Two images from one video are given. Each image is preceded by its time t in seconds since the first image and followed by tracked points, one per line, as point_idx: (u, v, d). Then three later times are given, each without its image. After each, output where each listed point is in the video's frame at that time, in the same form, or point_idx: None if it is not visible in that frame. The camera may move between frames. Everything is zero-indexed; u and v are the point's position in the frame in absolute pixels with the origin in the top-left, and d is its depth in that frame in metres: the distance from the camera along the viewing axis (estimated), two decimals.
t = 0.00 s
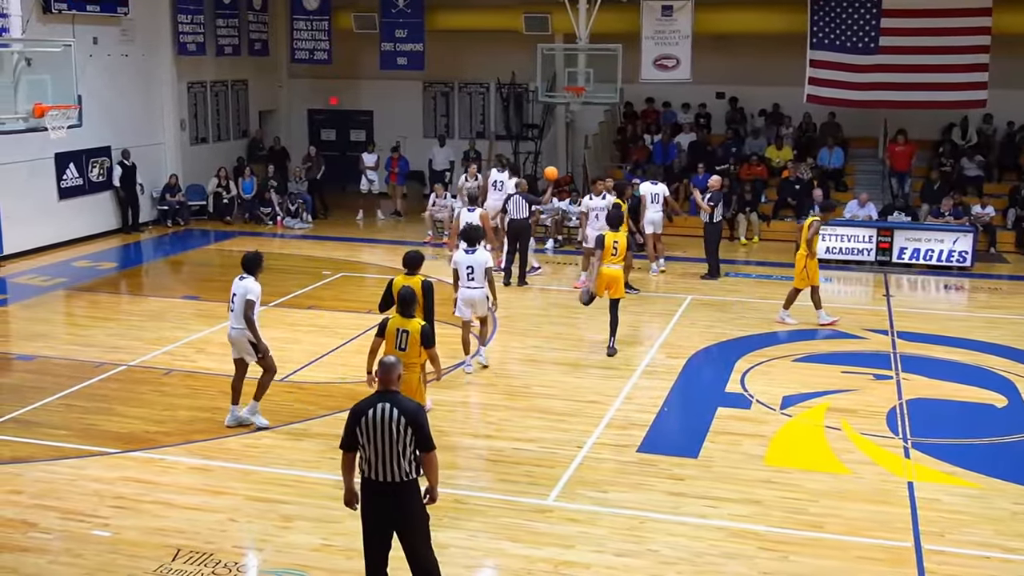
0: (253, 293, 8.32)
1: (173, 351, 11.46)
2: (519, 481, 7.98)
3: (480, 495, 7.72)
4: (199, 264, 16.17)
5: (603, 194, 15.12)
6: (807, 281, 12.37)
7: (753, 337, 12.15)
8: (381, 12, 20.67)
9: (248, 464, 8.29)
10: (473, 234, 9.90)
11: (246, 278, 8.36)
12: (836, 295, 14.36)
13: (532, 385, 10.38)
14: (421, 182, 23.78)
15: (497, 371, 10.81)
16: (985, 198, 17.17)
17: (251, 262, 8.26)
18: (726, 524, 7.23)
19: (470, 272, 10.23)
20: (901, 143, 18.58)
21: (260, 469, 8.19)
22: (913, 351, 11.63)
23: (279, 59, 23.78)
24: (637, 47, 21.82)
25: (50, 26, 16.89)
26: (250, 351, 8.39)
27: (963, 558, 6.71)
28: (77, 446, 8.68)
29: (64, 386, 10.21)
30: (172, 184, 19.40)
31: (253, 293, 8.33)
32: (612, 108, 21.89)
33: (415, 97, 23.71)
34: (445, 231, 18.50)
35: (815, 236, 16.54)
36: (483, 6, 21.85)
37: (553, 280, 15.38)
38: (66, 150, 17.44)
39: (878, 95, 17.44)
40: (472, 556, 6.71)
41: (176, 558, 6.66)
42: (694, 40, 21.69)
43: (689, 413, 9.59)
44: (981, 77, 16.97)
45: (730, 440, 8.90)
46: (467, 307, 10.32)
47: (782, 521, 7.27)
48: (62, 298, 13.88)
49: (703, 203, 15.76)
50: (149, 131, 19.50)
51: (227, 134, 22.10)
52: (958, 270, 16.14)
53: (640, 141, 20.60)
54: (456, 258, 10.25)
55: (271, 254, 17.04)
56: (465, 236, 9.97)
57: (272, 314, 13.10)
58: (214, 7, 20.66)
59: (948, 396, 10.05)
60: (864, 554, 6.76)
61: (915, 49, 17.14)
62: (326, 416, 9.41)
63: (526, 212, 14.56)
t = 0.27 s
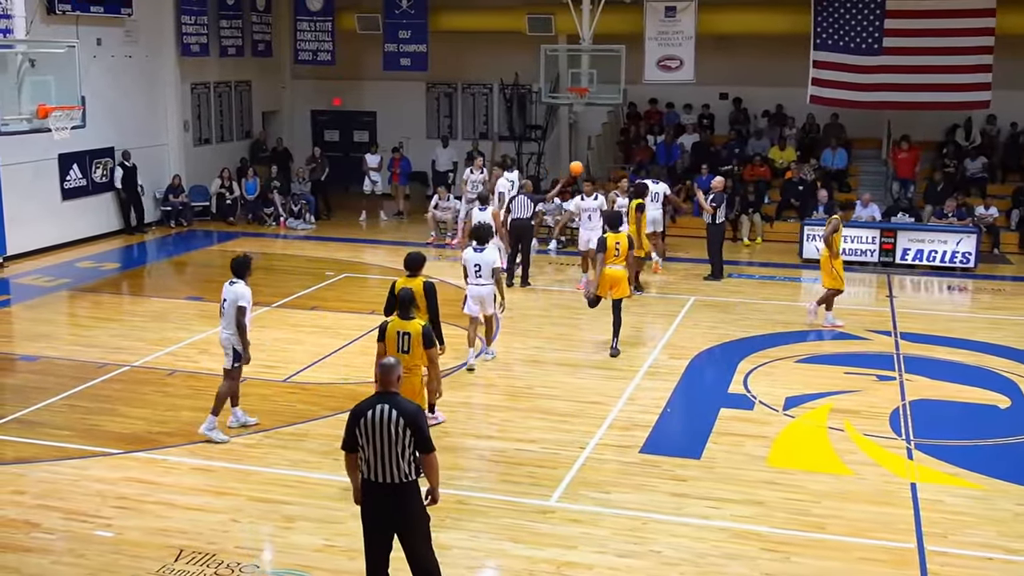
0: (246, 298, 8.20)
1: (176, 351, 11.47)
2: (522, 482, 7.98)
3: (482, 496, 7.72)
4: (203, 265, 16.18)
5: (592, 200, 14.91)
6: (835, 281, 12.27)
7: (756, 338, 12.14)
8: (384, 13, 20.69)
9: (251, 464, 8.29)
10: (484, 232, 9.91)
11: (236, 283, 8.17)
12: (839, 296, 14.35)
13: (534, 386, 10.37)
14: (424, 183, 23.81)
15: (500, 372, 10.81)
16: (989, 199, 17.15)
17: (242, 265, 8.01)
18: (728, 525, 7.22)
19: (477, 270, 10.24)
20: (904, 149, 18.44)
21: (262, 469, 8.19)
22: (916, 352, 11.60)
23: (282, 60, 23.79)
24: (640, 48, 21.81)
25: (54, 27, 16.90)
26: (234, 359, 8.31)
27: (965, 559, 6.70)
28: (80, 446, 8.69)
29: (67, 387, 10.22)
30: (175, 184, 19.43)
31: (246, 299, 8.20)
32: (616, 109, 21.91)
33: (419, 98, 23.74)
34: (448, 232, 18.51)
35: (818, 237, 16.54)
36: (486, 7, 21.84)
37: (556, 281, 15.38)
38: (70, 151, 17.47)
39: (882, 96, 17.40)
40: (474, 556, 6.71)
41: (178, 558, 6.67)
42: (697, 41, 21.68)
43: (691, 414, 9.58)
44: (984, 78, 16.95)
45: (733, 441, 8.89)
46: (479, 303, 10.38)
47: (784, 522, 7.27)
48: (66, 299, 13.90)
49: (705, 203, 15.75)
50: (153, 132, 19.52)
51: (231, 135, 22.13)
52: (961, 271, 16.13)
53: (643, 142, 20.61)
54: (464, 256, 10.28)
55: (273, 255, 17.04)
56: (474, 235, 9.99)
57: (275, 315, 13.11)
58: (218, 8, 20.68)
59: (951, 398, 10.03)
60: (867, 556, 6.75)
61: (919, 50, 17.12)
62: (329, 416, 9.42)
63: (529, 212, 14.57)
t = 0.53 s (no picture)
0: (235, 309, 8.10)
1: (178, 352, 11.48)
2: (524, 483, 7.97)
3: (484, 497, 7.71)
4: (205, 265, 16.18)
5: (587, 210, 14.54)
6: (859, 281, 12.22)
7: (758, 339, 12.12)
8: (387, 14, 20.70)
9: (253, 465, 8.29)
10: (493, 228, 10.20)
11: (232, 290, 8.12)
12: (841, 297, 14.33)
13: (536, 387, 10.36)
14: (427, 184, 23.83)
15: (502, 373, 10.80)
16: (992, 200, 17.13)
17: (240, 275, 8.01)
18: (730, 526, 7.21)
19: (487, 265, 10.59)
20: (902, 154, 18.32)
21: (264, 470, 8.19)
22: (919, 353, 11.58)
23: (285, 61, 23.81)
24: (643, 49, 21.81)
25: (58, 28, 16.92)
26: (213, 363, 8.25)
27: (968, 560, 6.68)
28: (83, 446, 8.70)
29: (70, 387, 10.24)
30: (178, 185, 19.46)
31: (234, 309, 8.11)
32: (619, 110, 21.93)
33: (421, 99, 23.74)
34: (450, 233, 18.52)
35: (821, 238, 16.53)
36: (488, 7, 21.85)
37: (558, 282, 15.37)
38: (73, 152, 17.49)
39: (885, 97, 17.39)
40: (475, 557, 6.71)
41: (180, 558, 6.67)
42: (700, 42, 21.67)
43: (694, 415, 9.57)
44: (987, 79, 16.93)
45: (735, 442, 8.88)
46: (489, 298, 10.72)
47: (787, 523, 7.26)
48: (68, 300, 13.91)
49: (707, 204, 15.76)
50: (156, 133, 19.54)
51: (233, 135, 22.15)
52: (964, 272, 16.09)
53: (646, 143, 20.61)
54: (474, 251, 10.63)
55: (275, 256, 17.03)
56: (482, 231, 10.28)
57: (277, 316, 13.11)
58: (220, 8, 20.70)
59: (954, 399, 10.01)
60: (869, 557, 6.74)
61: (922, 51, 17.11)
62: (331, 417, 9.42)
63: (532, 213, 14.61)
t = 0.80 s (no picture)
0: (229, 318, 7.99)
1: (179, 352, 11.48)
2: (525, 483, 7.97)
3: (485, 497, 7.71)
4: (207, 266, 16.18)
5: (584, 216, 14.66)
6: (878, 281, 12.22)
7: (760, 340, 12.11)
8: (389, 15, 20.71)
9: (254, 465, 8.29)
10: (497, 226, 10.24)
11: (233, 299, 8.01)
12: (844, 298, 14.31)
13: (538, 387, 10.36)
14: (429, 184, 23.84)
15: (503, 374, 10.79)
16: (994, 200, 17.10)
17: (241, 284, 7.93)
18: (732, 526, 7.20)
19: (493, 263, 10.61)
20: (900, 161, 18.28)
21: (265, 470, 8.19)
22: (921, 354, 11.57)
23: (287, 61, 23.81)
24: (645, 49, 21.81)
25: (60, 28, 16.94)
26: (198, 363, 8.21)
27: (970, 561, 6.67)
28: (84, 446, 8.71)
29: (71, 388, 10.24)
30: (180, 186, 19.47)
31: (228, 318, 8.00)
32: (621, 111, 21.94)
33: (423, 99, 23.73)
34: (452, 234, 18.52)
35: (823, 238, 16.52)
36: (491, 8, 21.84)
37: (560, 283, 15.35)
38: (75, 153, 17.49)
39: (888, 98, 17.38)
40: (477, 557, 6.70)
41: (182, 559, 6.67)
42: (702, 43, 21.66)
43: (695, 416, 9.56)
44: (990, 80, 16.92)
45: (736, 442, 8.87)
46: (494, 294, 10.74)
47: (788, 524, 7.25)
48: (70, 300, 13.92)
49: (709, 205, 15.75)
50: (158, 134, 19.55)
51: (235, 136, 22.15)
52: (966, 273, 16.06)
53: (648, 144, 20.59)
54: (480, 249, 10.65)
55: (277, 257, 17.02)
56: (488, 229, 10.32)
57: (279, 316, 13.11)
58: (222, 9, 20.72)
59: (956, 400, 9.99)
60: (871, 558, 6.73)
61: (925, 51, 17.10)
62: (332, 417, 9.42)
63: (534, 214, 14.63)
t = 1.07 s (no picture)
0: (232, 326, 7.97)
1: (181, 353, 11.49)
2: (526, 484, 7.97)
3: (486, 497, 7.71)
4: (208, 266, 16.18)
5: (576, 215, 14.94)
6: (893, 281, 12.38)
7: (761, 340, 12.11)
8: (391, 15, 20.71)
9: (256, 465, 8.29)
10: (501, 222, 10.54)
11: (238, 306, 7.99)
12: (845, 298, 14.31)
13: (540, 388, 10.36)
14: (430, 185, 23.85)
15: (505, 374, 10.79)
16: (996, 200, 17.09)
17: (248, 295, 7.86)
18: (733, 527, 7.20)
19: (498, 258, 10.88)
20: (893, 168, 18.53)
21: (266, 471, 8.19)
22: (923, 354, 11.56)
23: (289, 62, 23.82)
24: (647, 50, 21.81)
25: (62, 29, 16.96)
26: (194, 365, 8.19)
27: (971, 562, 6.67)
28: (85, 447, 8.71)
29: (73, 388, 10.24)
30: (181, 186, 19.48)
31: (231, 325, 7.99)
32: (622, 112, 21.93)
33: (425, 100, 23.73)
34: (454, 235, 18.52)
35: (824, 239, 16.51)
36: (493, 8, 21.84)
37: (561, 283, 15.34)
38: (76, 153, 17.50)
39: (890, 98, 17.36)
40: (478, 558, 6.71)
41: (183, 559, 6.67)
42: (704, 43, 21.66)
43: (697, 416, 9.56)
44: (992, 80, 16.91)
45: (738, 443, 8.87)
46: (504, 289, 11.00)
47: (790, 525, 7.24)
48: (72, 300, 13.93)
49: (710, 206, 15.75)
50: (160, 134, 19.57)
51: (237, 136, 22.16)
52: (968, 273, 16.05)
53: (650, 144, 20.58)
54: (485, 246, 10.93)
55: (279, 257, 17.02)
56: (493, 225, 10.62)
57: (280, 317, 13.11)
58: (224, 10, 20.73)
59: (958, 400, 9.99)
60: (872, 558, 6.72)
61: (927, 52, 17.07)
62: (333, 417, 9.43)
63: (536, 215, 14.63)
